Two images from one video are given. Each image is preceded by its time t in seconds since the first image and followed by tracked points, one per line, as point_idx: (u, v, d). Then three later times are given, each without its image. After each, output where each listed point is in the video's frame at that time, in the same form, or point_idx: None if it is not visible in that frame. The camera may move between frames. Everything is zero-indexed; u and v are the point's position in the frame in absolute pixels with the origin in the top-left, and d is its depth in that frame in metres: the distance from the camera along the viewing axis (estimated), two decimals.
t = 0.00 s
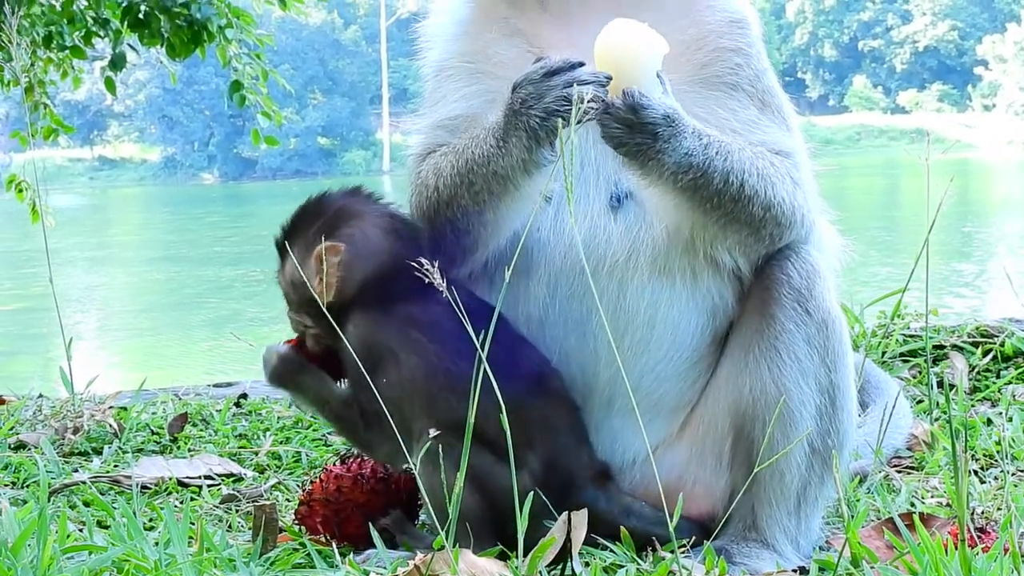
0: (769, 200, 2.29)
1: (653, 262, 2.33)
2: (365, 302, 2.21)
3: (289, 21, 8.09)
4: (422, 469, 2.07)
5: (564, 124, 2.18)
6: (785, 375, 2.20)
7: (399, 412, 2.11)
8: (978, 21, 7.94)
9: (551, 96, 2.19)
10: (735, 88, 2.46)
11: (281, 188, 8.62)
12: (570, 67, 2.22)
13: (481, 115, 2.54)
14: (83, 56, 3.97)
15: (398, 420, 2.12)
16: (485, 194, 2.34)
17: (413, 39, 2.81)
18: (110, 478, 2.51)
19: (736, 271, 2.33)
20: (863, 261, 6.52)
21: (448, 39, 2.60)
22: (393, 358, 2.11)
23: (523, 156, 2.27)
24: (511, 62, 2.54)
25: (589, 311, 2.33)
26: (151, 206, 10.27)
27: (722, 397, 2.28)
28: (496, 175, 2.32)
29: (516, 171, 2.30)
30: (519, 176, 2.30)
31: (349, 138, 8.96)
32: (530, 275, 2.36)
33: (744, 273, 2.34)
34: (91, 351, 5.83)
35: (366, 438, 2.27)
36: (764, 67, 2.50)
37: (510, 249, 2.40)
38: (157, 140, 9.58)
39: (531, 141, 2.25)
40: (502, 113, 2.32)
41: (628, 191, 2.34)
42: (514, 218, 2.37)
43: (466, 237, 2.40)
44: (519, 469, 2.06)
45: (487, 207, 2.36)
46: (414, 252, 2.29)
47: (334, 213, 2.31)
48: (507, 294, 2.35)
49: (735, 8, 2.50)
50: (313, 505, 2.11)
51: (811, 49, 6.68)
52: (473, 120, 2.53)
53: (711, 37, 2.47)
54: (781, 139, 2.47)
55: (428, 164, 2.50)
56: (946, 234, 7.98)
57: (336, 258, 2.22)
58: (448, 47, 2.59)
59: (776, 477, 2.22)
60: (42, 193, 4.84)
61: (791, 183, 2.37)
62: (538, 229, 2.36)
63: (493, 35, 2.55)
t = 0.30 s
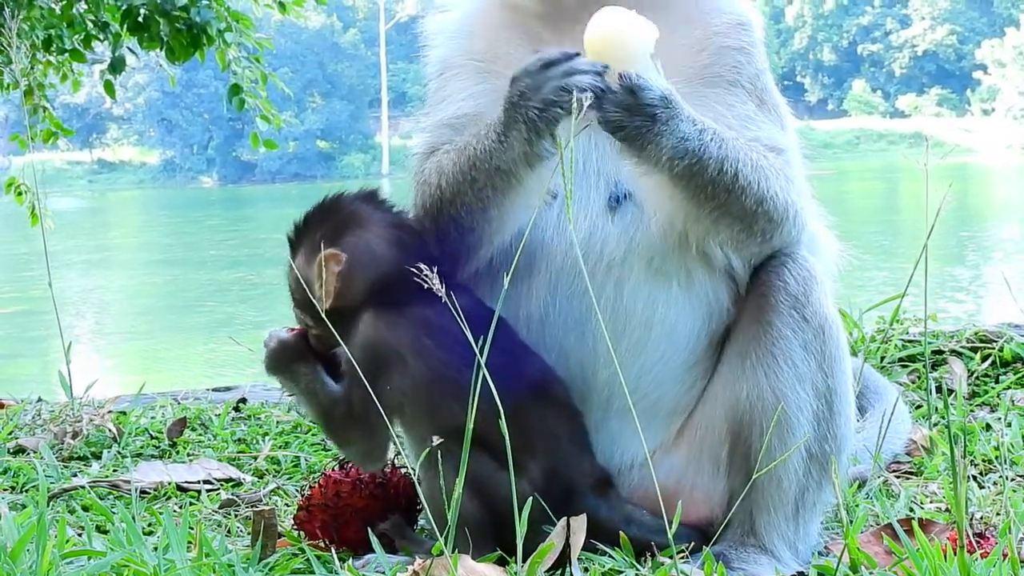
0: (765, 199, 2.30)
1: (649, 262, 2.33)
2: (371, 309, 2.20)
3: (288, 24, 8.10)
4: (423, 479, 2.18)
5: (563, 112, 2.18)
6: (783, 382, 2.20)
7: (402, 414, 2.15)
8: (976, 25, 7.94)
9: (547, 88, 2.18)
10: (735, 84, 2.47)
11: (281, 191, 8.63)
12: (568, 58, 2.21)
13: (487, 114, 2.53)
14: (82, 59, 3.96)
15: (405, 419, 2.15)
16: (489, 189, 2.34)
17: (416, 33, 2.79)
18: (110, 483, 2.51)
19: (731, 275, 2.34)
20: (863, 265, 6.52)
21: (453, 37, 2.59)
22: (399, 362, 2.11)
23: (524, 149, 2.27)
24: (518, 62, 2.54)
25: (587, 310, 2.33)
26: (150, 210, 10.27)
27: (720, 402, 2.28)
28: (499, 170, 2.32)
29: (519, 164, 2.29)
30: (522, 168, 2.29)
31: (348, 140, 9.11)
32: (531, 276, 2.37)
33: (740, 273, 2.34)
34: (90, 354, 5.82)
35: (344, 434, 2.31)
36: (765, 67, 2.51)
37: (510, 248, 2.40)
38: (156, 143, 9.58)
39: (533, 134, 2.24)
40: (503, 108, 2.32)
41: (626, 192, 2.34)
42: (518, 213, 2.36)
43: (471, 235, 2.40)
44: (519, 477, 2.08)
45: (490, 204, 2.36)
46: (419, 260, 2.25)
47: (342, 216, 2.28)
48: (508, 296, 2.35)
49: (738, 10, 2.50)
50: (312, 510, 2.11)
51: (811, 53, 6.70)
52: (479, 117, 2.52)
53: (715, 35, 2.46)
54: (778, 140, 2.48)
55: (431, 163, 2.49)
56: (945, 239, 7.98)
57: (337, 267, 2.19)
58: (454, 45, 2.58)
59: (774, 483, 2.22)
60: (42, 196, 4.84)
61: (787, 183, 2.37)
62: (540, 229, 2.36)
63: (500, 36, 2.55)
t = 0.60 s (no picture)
0: (758, 200, 2.32)
1: (645, 264, 2.33)
2: (361, 314, 2.19)
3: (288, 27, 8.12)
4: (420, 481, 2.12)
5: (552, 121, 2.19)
6: (777, 385, 2.21)
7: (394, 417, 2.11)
8: (975, 26, 7.94)
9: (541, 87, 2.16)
10: (744, 97, 2.47)
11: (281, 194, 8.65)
12: (568, 52, 2.18)
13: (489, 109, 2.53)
14: (81, 62, 3.96)
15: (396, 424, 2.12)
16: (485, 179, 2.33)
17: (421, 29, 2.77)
18: (108, 486, 2.51)
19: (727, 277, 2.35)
20: (861, 268, 6.52)
21: (458, 30, 2.59)
22: (388, 362, 2.10)
23: (522, 142, 2.24)
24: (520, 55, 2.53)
25: (581, 310, 2.33)
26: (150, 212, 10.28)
27: (715, 406, 2.28)
28: (497, 161, 2.30)
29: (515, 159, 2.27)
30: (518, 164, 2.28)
31: (348, 142, 9.05)
32: (525, 275, 2.36)
33: (736, 275, 2.35)
34: (89, 357, 5.83)
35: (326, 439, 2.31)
36: (770, 82, 2.52)
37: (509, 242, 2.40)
38: (156, 146, 9.58)
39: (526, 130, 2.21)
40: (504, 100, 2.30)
41: (626, 193, 2.32)
42: (515, 207, 2.35)
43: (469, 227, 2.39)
44: (516, 476, 2.08)
45: (488, 195, 2.35)
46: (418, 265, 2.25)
47: (342, 220, 2.27)
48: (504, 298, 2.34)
49: (746, 27, 2.51)
50: (309, 514, 2.11)
51: (810, 55, 6.71)
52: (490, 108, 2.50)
53: (727, 55, 2.47)
54: (778, 144, 2.49)
55: (430, 153, 2.50)
56: (944, 241, 7.99)
57: (338, 270, 2.18)
58: (456, 37, 2.59)
59: (770, 486, 2.22)
60: (41, 199, 4.84)
61: (784, 183, 2.38)
62: (536, 231, 2.35)
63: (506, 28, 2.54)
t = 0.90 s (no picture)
0: (754, 204, 2.35)
1: (646, 273, 2.30)
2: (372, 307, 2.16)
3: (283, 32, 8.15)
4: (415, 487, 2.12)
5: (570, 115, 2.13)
6: (773, 390, 2.21)
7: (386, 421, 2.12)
8: (970, 31, 7.95)
9: (556, 47, 2.14)
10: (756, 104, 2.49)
11: (277, 200, 8.65)
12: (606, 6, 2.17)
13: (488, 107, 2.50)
14: (76, 68, 3.95)
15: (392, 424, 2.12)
16: (489, 142, 2.35)
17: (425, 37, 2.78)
18: (103, 492, 2.51)
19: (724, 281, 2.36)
20: (856, 273, 6.53)
21: (461, 32, 2.57)
22: (387, 366, 2.10)
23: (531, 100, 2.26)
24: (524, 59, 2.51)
25: (578, 320, 2.30)
26: (146, 218, 10.28)
27: (712, 412, 2.28)
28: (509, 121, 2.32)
29: (523, 122, 2.29)
30: (525, 127, 2.30)
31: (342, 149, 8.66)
32: (519, 280, 2.32)
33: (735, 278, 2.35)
34: (84, 364, 5.82)
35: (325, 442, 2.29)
36: (774, 92, 2.56)
37: (507, 206, 2.39)
38: (151, 152, 9.57)
39: (536, 95, 2.22)
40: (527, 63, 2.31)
41: (624, 205, 2.33)
42: (515, 172, 2.36)
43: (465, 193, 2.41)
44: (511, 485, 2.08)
45: (491, 154, 2.36)
46: (440, 268, 2.25)
47: (370, 208, 2.24)
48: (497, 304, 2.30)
49: (750, 38, 2.55)
50: (305, 520, 2.11)
51: (805, 61, 6.72)
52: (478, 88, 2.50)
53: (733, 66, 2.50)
54: (788, 138, 2.49)
55: (440, 117, 2.49)
56: (940, 247, 7.99)
57: (363, 260, 2.16)
58: (458, 40, 2.58)
59: (766, 491, 2.22)
60: (36, 205, 4.83)
61: (785, 186, 2.39)
62: (531, 241, 2.34)
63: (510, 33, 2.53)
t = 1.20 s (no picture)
0: (756, 206, 2.35)
1: (646, 277, 2.30)
2: (372, 308, 2.17)
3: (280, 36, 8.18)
4: (412, 486, 2.07)
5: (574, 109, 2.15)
6: (772, 391, 2.21)
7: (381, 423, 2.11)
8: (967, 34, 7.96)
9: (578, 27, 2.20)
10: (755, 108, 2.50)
11: (274, 203, 8.66)
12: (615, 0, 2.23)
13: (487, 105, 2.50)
14: (73, 71, 3.94)
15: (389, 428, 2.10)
16: (498, 130, 2.34)
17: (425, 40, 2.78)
18: (100, 495, 2.51)
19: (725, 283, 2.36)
20: (854, 276, 6.54)
21: (461, 33, 2.57)
22: (387, 371, 2.09)
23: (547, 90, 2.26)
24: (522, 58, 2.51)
25: (577, 323, 2.30)
26: (143, 220, 10.27)
27: (710, 413, 2.27)
28: (522, 112, 2.31)
29: (538, 107, 2.29)
30: (539, 112, 2.29)
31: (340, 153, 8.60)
32: (518, 283, 2.32)
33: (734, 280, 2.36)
34: (80, 367, 5.82)
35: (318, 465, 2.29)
36: (775, 92, 2.56)
37: (515, 199, 2.39)
38: (147, 155, 9.57)
39: (555, 77, 2.24)
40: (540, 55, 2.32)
41: (624, 209, 2.34)
42: (524, 162, 2.34)
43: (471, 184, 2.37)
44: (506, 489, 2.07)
45: (498, 147, 2.34)
46: (439, 275, 2.24)
47: (377, 209, 2.22)
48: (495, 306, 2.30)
49: (749, 41, 2.56)
50: (303, 522, 2.13)
51: (802, 64, 6.75)
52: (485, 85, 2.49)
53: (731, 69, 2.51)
54: (789, 142, 2.50)
55: (440, 115, 2.48)
56: (938, 249, 8.01)
57: (359, 263, 2.16)
58: (458, 40, 2.58)
59: (764, 492, 2.22)
60: (33, 208, 4.82)
61: (786, 188, 2.39)
62: (529, 243, 2.34)
63: (509, 33, 2.53)
